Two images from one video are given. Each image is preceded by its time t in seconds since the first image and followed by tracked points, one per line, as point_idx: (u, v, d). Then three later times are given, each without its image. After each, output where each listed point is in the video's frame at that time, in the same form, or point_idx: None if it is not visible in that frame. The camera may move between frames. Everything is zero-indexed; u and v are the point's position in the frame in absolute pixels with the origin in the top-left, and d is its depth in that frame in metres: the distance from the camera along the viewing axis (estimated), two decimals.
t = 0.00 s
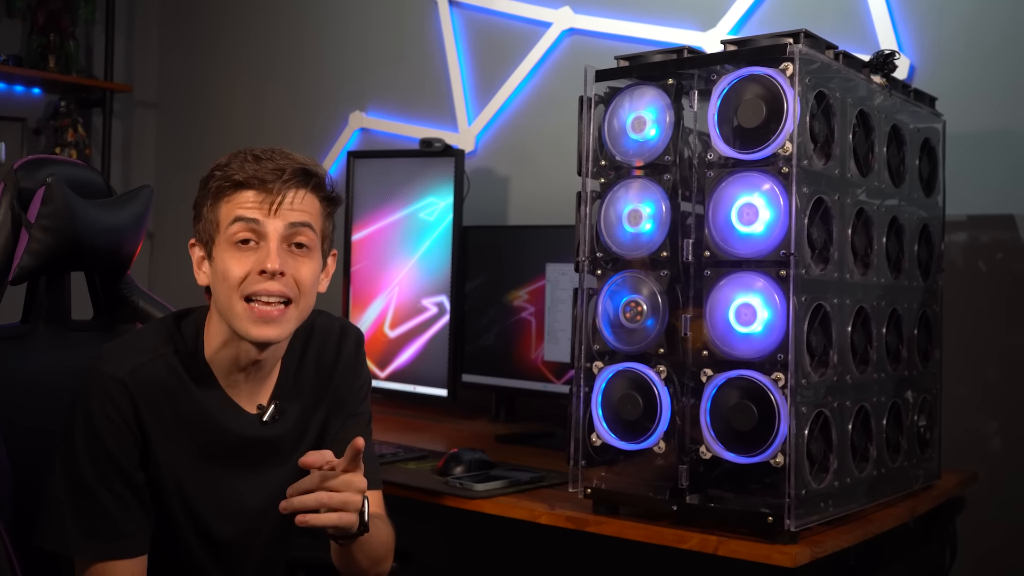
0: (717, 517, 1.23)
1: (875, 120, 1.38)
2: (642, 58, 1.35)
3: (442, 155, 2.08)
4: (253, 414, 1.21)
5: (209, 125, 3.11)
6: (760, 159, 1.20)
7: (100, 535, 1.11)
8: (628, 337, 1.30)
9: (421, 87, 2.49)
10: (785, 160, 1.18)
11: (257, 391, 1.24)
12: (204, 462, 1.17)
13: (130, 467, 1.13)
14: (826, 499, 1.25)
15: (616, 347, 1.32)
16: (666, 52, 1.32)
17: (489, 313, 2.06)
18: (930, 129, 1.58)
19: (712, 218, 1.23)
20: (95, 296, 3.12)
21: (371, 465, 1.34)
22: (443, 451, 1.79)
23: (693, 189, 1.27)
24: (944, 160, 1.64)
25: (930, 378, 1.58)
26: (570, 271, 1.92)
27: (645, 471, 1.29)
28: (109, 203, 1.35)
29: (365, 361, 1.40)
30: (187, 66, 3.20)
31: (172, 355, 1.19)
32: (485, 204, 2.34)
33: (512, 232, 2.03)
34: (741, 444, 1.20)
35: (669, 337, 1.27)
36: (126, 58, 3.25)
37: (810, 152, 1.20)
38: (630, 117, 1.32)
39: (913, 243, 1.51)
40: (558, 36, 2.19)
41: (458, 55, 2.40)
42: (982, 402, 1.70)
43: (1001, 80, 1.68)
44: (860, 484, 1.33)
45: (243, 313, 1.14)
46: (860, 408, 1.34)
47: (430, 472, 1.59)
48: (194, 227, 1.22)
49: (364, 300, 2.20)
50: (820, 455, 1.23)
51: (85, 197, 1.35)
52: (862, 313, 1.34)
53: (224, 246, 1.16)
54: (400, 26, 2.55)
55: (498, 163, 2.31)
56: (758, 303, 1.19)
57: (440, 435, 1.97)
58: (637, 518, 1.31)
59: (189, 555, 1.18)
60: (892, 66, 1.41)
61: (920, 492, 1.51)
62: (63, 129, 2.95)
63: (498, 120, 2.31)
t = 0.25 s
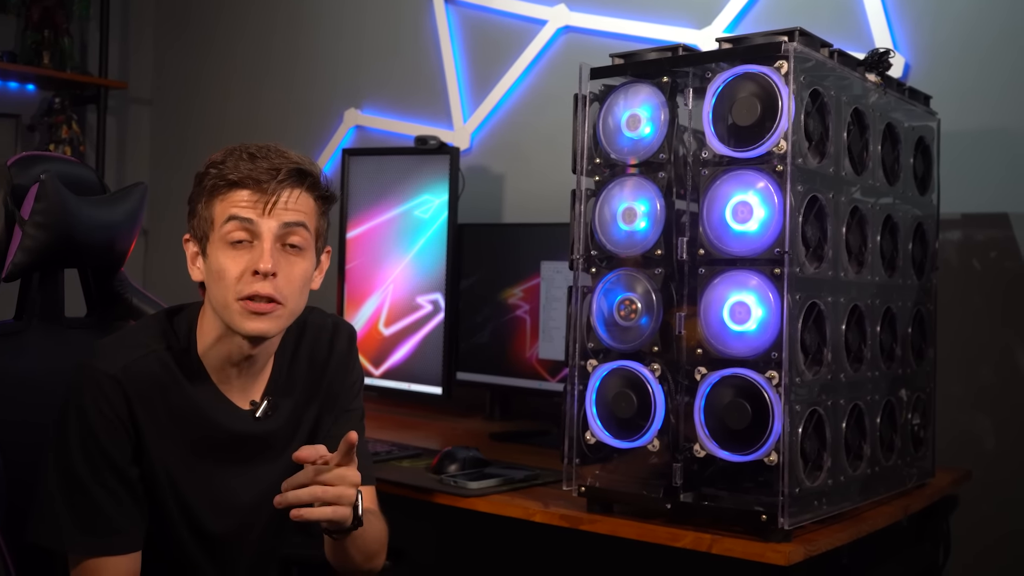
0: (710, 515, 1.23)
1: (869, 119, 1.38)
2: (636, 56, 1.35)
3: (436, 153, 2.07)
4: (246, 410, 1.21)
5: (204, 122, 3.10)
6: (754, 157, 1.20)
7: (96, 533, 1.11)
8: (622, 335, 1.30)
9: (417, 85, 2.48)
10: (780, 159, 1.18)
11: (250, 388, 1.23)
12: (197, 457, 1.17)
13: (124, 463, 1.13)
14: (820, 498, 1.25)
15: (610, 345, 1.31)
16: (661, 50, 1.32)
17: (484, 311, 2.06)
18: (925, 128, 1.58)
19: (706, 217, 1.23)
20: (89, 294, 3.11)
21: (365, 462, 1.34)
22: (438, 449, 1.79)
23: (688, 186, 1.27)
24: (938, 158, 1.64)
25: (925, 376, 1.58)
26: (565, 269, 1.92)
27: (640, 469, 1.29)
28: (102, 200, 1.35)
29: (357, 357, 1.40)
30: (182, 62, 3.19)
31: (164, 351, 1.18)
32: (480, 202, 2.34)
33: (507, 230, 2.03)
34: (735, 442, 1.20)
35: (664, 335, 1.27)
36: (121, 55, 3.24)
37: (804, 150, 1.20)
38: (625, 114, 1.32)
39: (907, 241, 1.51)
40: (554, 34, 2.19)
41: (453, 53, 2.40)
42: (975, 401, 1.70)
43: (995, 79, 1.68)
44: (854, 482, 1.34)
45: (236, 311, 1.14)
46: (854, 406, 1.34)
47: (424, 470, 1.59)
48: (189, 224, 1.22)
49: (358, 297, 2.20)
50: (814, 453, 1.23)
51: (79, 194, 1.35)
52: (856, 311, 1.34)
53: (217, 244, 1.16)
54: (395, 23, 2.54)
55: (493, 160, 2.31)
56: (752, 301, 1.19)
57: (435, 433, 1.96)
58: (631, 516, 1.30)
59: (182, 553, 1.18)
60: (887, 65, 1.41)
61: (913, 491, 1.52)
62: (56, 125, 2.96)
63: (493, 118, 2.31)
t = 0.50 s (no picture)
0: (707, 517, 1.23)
1: (866, 120, 1.38)
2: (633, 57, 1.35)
3: (433, 153, 2.07)
4: (241, 409, 1.21)
5: (201, 121, 3.09)
6: (751, 159, 1.20)
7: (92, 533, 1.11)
8: (619, 336, 1.30)
9: (413, 85, 2.48)
10: (776, 160, 1.18)
11: (247, 386, 1.23)
12: (194, 456, 1.17)
13: (121, 463, 1.13)
14: (816, 499, 1.25)
15: (607, 346, 1.31)
16: (658, 52, 1.32)
17: (481, 311, 2.06)
18: (921, 129, 1.58)
19: (702, 218, 1.23)
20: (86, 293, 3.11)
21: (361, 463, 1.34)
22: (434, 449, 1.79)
23: (684, 188, 1.27)
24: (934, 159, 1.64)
25: (921, 377, 1.58)
26: (561, 270, 1.92)
27: (636, 470, 1.29)
28: (99, 201, 1.34)
29: (352, 357, 1.40)
30: (179, 62, 3.19)
31: (159, 351, 1.18)
32: (477, 202, 2.34)
33: (504, 230, 2.02)
34: (731, 443, 1.20)
35: (660, 336, 1.27)
36: (117, 54, 3.24)
37: (801, 152, 1.20)
38: (621, 116, 1.32)
39: (903, 243, 1.51)
40: (551, 35, 2.19)
41: (450, 53, 2.40)
42: (971, 401, 1.70)
43: (991, 80, 1.68)
44: (850, 483, 1.34)
45: (235, 311, 1.14)
46: (850, 408, 1.34)
47: (420, 471, 1.59)
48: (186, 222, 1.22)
49: (355, 298, 2.20)
50: (810, 454, 1.23)
51: (75, 194, 1.35)
52: (852, 312, 1.34)
53: (215, 243, 1.16)
54: (392, 23, 2.54)
55: (490, 161, 2.31)
56: (748, 303, 1.19)
57: (431, 434, 1.96)
58: (628, 517, 1.30)
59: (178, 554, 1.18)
60: (882, 66, 1.42)
61: (909, 492, 1.52)
62: (53, 125, 2.94)
63: (489, 119, 2.31)
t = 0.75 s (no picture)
0: (706, 518, 1.23)
1: (864, 122, 1.38)
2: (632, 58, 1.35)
3: (432, 154, 2.07)
4: (229, 403, 1.21)
5: (200, 123, 3.09)
6: (750, 160, 1.20)
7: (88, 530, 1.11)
8: (618, 337, 1.30)
9: (412, 86, 2.48)
10: (775, 162, 1.18)
11: (238, 380, 1.23)
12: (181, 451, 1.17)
13: (107, 456, 1.14)
14: (815, 500, 1.25)
15: (606, 347, 1.31)
16: (656, 53, 1.32)
17: (479, 312, 2.06)
18: (920, 130, 1.58)
19: (701, 219, 1.23)
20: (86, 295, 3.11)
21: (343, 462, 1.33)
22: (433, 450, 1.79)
23: (682, 189, 1.27)
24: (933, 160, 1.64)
25: (919, 378, 1.58)
26: (560, 271, 1.92)
27: (635, 471, 1.29)
28: (99, 202, 1.34)
29: (349, 357, 1.39)
30: (177, 63, 3.19)
31: (146, 347, 1.19)
32: (476, 203, 2.34)
33: (503, 231, 2.02)
34: (730, 444, 1.20)
35: (659, 337, 1.27)
36: (116, 55, 3.23)
37: (799, 153, 1.20)
38: (620, 117, 1.32)
39: (902, 244, 1.51)
40: (550, 36, 2.19)
41: (449, 54, 2.40)
42: (970, 402, 1.70)
43: (989, 81, 1.69)
44: (848, 484, 1.34)
45: (257, 315, 1.13)
46: (849, 409, 1.34)
47: (419, 472, 1.59)
48: (189, 214, 1.17)
49: (353, 299, 2.19)
50: (808, 455, 1.23)
51: (75, 196, 1.35)
52: (851, 313, 1.34)
53: (236, 246, 1.13)
54: (391, 24, 2.54)
55: (489, 162, 2.31)
56: (747, 303, 1.19)
57: (430, 435, 1.96)
58: (627, 518, 1.30)
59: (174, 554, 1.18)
60: (881, 67, 1.42)
61: (908, 493, 1.52)
62: (51, 126, 2.93)
63: (488, 120, 2.31)
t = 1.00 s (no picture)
0: (707, 516, 1.23)
1: (866, 121, 1.38)
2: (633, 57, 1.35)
3: (433, 153, 2.07)
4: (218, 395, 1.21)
5: (200, 122, 3.09)
6: (751, 159, 1.20)
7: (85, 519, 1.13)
8: (619, 336, 1.30)
9: (412, 85, 2.48)
10: (776, 160, 1.18)
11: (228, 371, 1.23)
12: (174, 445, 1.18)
13: (102, 447, 1.15)
14: (816, 499, 1.25)
15: (607, 346, 1.31)
16: (658, 52, 1.32)
17: (480, 311, 2.06)
18: (921, 129, 1.58)
19: (703, 218, 1.23)
20: (86, 294, 3.11)
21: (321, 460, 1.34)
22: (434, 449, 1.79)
23: (684, 188, 1.27)
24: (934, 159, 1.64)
25: (920, 377, 1.58)
26: (561, 270, 1.92)
27: (636, 469, 1.29)
28: (100, 202, 1.34)
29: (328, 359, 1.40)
30: (178, 62, 3.18)
31: (141, 342, 1.18)
32: (476, 202, 2.34)
33: (504, 231, 2.02)
34: (731, 443, 1.20)
35: (661, 336, 1.27)
36: (116, 54, 3.23)
37: (801, 152, 1.20)
38: (622, 115, 1.32)
39: (903, 243, 1.51)
40: (550, 35, 2.19)
41: (450, 53, 2.40)
42: (971, 401, 1.70)
43: (990, 80, 1.69)
44: (850, 483, 1.34)
45: (287, 330, 1.14)
46: (850, 408, 1.34)
47: (419, 470, 1.59)
48: (242, 217, 1.15)
49: (354, 298, 2.19)
50: (810, 454, 1.23)
51: (77, 195, 1.35)
52: (852, 312, 1.34)
53: (287, 262, 1.13)
54: (392, 22, 2.54)
55: (490, 161, 2.31)
56: (749, 302, 1.19)
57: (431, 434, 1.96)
58: (627, 517, 1.30)
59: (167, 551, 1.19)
60: (882, 66, 1.42)
61: (909, 492, 1.52)
62: (51, 125, 2.93)
63: (489, 119, 2.31)
